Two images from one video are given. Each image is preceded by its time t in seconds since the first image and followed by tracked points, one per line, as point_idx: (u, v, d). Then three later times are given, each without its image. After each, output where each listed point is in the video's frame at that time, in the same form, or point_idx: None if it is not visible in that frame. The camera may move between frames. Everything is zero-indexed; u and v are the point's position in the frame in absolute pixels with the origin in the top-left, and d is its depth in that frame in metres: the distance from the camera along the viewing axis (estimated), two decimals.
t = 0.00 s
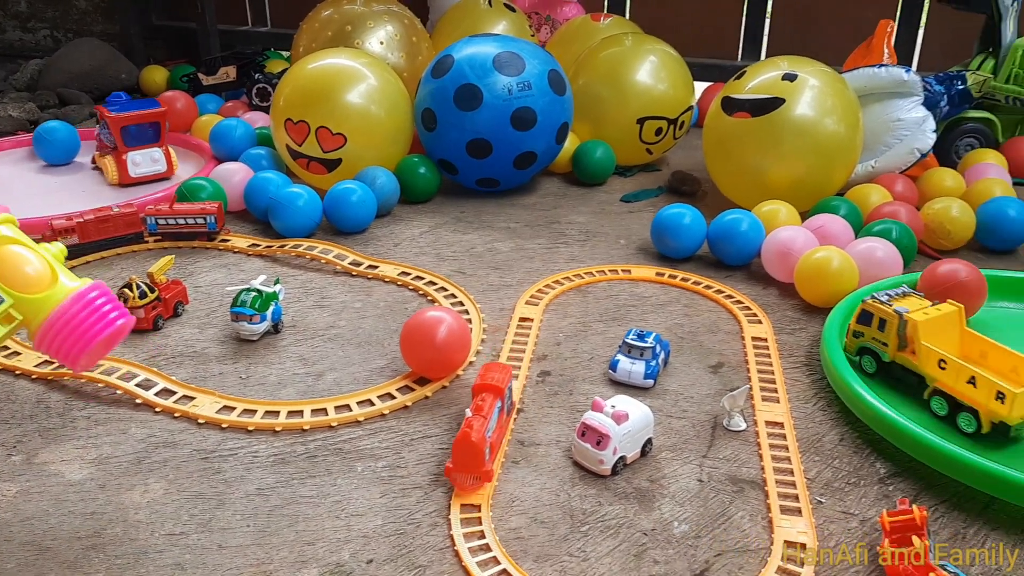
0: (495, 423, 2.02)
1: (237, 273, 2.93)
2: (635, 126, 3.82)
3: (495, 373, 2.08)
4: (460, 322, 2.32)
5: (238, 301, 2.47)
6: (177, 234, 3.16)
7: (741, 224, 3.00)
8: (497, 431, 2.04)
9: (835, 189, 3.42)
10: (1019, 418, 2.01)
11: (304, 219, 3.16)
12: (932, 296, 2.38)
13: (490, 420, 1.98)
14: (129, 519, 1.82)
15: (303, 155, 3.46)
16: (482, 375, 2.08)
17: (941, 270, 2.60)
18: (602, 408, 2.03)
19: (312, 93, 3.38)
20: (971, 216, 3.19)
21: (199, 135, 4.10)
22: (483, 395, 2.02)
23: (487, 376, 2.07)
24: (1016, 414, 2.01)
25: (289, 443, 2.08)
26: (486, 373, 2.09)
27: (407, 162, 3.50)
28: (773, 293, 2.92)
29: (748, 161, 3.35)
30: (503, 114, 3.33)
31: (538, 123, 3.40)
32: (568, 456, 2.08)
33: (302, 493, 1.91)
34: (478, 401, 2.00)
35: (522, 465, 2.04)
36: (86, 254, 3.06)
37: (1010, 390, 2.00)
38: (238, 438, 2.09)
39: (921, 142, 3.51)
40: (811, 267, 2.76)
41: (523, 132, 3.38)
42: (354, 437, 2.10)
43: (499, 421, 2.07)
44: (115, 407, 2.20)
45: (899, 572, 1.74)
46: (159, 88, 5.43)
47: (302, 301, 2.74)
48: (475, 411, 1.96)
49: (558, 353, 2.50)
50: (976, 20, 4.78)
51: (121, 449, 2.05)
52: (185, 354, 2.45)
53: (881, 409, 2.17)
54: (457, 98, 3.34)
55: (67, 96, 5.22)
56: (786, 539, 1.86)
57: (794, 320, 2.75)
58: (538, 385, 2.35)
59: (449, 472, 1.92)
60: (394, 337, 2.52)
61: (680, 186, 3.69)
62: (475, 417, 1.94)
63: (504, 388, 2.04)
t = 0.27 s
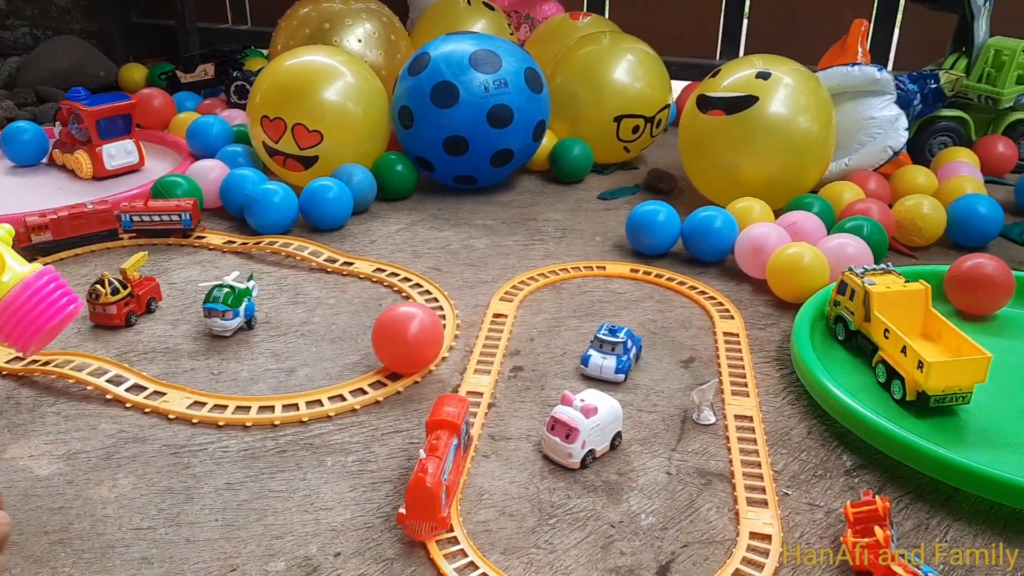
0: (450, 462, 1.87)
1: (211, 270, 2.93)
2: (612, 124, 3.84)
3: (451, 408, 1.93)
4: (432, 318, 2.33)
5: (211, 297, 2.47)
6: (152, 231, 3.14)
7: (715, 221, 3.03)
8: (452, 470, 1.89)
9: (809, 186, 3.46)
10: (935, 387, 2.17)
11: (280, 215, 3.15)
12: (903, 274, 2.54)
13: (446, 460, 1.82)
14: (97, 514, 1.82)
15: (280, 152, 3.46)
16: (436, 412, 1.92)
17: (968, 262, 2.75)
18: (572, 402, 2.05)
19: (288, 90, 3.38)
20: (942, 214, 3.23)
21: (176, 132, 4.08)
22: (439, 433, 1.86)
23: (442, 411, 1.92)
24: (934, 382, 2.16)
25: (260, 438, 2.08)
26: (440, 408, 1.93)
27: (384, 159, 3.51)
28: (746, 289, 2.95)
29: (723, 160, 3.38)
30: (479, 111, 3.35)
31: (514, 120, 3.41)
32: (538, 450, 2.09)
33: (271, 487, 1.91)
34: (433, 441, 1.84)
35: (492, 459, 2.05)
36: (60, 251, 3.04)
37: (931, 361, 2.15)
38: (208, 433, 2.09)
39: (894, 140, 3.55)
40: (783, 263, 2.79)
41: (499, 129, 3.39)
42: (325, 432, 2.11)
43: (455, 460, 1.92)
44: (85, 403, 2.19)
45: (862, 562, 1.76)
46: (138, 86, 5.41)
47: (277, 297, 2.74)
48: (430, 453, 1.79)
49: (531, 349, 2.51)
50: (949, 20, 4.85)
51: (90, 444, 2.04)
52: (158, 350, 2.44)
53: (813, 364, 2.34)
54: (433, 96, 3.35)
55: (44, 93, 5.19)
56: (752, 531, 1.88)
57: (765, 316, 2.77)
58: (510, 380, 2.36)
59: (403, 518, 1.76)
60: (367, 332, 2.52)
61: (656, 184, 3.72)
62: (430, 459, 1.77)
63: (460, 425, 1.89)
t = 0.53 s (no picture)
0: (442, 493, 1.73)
1: (193, 264, 2.92)
2: (596, 119, 3.85)
3: (419, 439, 1.74)
4: (414, 310, 2.33)
5: (192, 290, 2.46)
6: (133, 225, 3.13)
7: (697, 215, 3.04)
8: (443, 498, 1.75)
9: (791, 180, 3.48)
10: (883, 355, 2.32)
11: (262, 209, 3.15)
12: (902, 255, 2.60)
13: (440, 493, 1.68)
14: (74, 506, 1.81)
15: (263, 146, 3.45)
16: (407, 448, 1.71)
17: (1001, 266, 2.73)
18: (552, 393, 2.05)
19: (271, 83, 3.37)
20: (922, 207, 3.25)
21: (159, 127, 4.06)
22: (423, 469, 1.68)
23: (409, 445, 1.72)
24: (884, 350, 2.32)
25: (240, 430, 2.08)
26: (408, 442, 1.73)
27: (368, 154, 3.50)
28: (728, 282, 2.96)
29: (706, 154, 3.39)
30: (463, 105, 3.35)
31: (498, 114, 3.42)
32: (518, 441, 2.10)
33: (251, 479, 1.91)
34: (421, 483, 1.66)
35: (473, 449, 2.06)
36: (41, 245, 3.02)
37: (882, 330, 2.31)
38: (188, 426, 2.09)
39: (875, 134, 3.57)
40: (764, 256, 2.81)
41: (483, 123, 3.40)
42: (305, 424, 2.11)
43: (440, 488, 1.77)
44: (64, 396, 2.18)
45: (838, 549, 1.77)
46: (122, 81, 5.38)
47: (259, 291, 2.73)
48: (427, 495, 1.63)
49: (513, 341, 2.52)
50: (931, 17, 4.88)
51: (68, 437, 2.03)
52: (138, 344, 2.44)
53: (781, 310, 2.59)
54: (417, 89, 3.35)
55: (27, 88, 5.16)
56: (731, 520, 1.89)
57: (747, 308, 2.79)
58: (492, 372, 2.37)
59: (415, 569, 1.62)
60: (350, 326, 2.52)
61: (640, 179, 3.73)
62: (430, 498, 1.63)
63: (437, 454, 1.72)
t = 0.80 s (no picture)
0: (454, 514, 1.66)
1: (182, 257, 2.92)
2: (585, 113, 3.86)
3: (417, 467, 1.66)
4: (401, 302, 2.34)
5: (179, 282, 2.46)
6: (121, 219, 3.14)
7: (684, 208, 3.06)
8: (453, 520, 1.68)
9: (778, 174, 3.50)
10: (855, 326, 2.48)
11: (251, 203, 3.15)
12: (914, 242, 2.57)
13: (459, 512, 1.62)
14: (61, 496, 1.82)
15: (252, 140, 3.45)
16: (409, 479, 1.63)
17: None
18: (538, 383, 2.07)
19: (260, 77, 3.37)
20: (909, 200, 3.27)
21: (148, 122, 4.06)
22: (434, 493, 1.62)
23: (409, 475, 1.64)
24: (855, 321, 2.48)
25: (227, 421, 2.08)
26: (405, 472, 1.66)
27: (356, 147, 3.51)
28: (715, 274, 2.98)
29: (695, 148, 3.41)
30: (451, 99, 3.36)
31: (486, 108, 3.42)
32: (505, 431, 2.11)
33: (238, 469, 1.92)
34: (439, 509, 1.57)
35: (459, 439, 2.07)
36: (29, 238, 3.02)
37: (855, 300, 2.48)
38: (175, 417, 2.09)
39: (862, 128, 3.59)
40: (751, 248, 2.83)
41: (471, 117, 3.40)
42: (292, 415, 2.11)
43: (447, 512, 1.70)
44: (51, 388, 2.19)
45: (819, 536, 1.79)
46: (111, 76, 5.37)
47: (247, 284, 2.74)
48: (451, 517, 1.56)
49: (500, 334, 2.53)
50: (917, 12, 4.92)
51: (55, 428, 2.03)
52: (126, 336, 2.44)
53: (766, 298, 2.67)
54: (405, 84, 3.36)
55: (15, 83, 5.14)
56: (714, 507, 1.91)
57: (733, 300, 2.81)
58: (479, 364, 2.38)
59: None
60: (338, 318, 2.53)
61: (628, 173, 3.75)
62: (457, 516, 1.56)
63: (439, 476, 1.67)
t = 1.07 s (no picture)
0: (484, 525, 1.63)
1: (172, 252, 2.92)
2: (576, 109, 3.87)
3: (439, 487, 1.60)
4: (392, 296, 2.34)
5: (169, 276, 2.47)
6: (112, 213, 3.12)
7: (674, 202, 3.07)
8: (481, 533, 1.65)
9: (768, 169, 3.51)
10: (842, 304, 2.55)
11: (242, 197, 3.15)
12: (932, 234, 2.65)
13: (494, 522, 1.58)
14: (50, 488, 1.82)
15: (243, 135, 3.45)
16: (438, 502, 1.57)
17: None
18: (527, 375, 2.08)
19: (251, 72, 3.37)
20: (897, 196, 3.28)
21: (139, 117, 4.05)
22: (466, 509, 1.58)
23: (436, 497, 1.58)
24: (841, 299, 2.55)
25: (217, 414, 2.09)
26: (431, 495, 1.59)
27: (348, 142, 3.51)
28: (705, 269, 3.00)
29: (686, 143, 3.42)
30: (442, 94, 3.36)
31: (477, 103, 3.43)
32: (494, 424, 2.12)
33: (228, 461, 1.93)
34: (483, 527, 1.53)
35: (448, 431, 2.08)
36: (19, 232, 3.01)
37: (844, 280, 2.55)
38: (165, 410, 2.10)
39: (852, 124, 3.61)
40: (740, 242, 2.84)
41: (462, 112, 3.41)
42: (282, 408, 2.12)
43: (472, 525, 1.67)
44: (41, 381, 2.19)
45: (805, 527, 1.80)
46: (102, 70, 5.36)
47: (238, 278, 2.74)
48: (498, 531, 1.52)
49: (491, 327, 2.54)
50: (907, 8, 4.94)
51: (45, 421, 2.04)
52: (116, 329, 2.44)
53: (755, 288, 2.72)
54: (396, 79, 3.36)
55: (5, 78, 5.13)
56: (702, 498, 1.93)
57: (723, 294, 2.82)
58: (469, 357, 2.39)
59: None
60: (328, 311, 2.53)
61: (619, 168, 3.76)
62: (502, 527, 1.53)
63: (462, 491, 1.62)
